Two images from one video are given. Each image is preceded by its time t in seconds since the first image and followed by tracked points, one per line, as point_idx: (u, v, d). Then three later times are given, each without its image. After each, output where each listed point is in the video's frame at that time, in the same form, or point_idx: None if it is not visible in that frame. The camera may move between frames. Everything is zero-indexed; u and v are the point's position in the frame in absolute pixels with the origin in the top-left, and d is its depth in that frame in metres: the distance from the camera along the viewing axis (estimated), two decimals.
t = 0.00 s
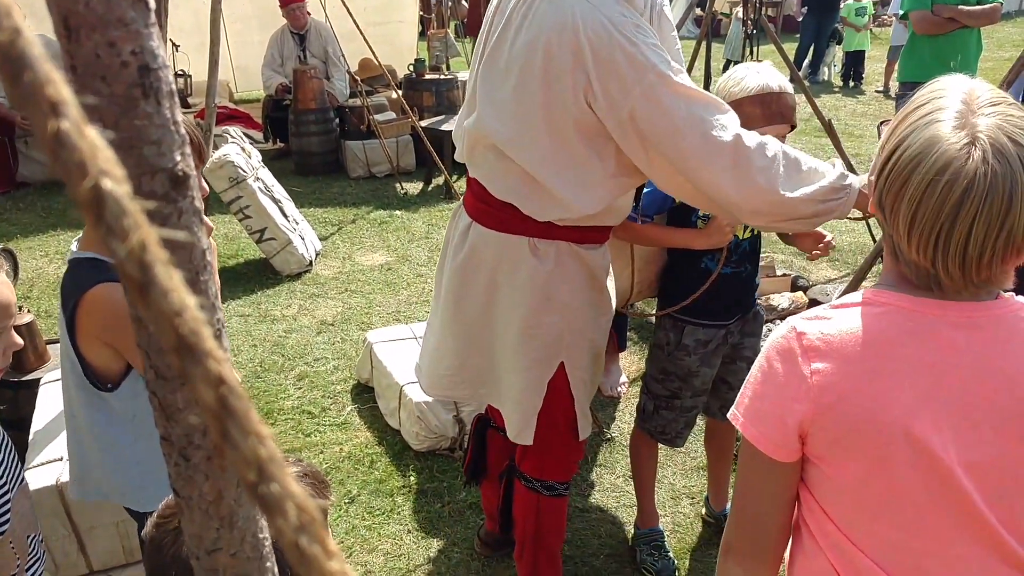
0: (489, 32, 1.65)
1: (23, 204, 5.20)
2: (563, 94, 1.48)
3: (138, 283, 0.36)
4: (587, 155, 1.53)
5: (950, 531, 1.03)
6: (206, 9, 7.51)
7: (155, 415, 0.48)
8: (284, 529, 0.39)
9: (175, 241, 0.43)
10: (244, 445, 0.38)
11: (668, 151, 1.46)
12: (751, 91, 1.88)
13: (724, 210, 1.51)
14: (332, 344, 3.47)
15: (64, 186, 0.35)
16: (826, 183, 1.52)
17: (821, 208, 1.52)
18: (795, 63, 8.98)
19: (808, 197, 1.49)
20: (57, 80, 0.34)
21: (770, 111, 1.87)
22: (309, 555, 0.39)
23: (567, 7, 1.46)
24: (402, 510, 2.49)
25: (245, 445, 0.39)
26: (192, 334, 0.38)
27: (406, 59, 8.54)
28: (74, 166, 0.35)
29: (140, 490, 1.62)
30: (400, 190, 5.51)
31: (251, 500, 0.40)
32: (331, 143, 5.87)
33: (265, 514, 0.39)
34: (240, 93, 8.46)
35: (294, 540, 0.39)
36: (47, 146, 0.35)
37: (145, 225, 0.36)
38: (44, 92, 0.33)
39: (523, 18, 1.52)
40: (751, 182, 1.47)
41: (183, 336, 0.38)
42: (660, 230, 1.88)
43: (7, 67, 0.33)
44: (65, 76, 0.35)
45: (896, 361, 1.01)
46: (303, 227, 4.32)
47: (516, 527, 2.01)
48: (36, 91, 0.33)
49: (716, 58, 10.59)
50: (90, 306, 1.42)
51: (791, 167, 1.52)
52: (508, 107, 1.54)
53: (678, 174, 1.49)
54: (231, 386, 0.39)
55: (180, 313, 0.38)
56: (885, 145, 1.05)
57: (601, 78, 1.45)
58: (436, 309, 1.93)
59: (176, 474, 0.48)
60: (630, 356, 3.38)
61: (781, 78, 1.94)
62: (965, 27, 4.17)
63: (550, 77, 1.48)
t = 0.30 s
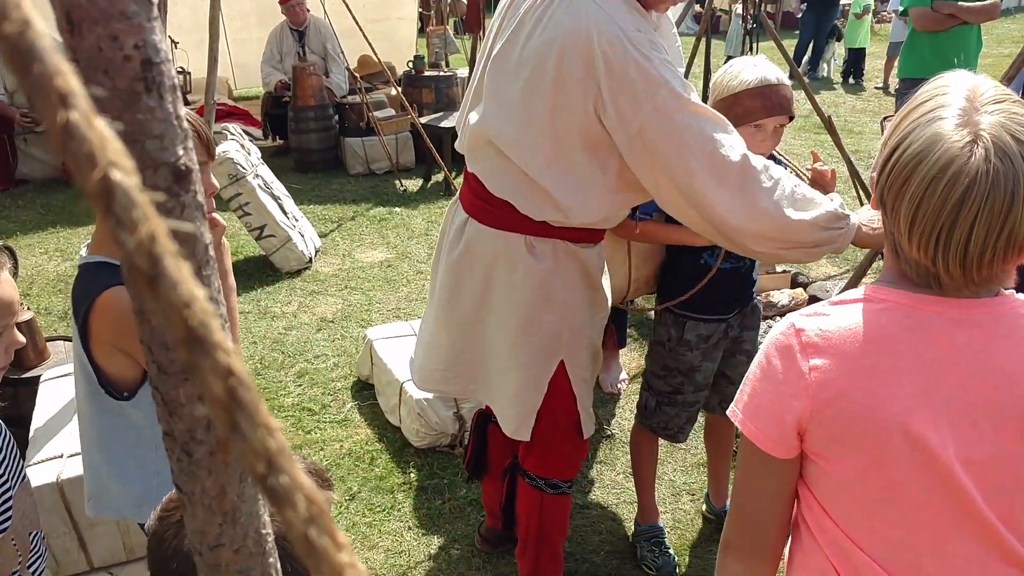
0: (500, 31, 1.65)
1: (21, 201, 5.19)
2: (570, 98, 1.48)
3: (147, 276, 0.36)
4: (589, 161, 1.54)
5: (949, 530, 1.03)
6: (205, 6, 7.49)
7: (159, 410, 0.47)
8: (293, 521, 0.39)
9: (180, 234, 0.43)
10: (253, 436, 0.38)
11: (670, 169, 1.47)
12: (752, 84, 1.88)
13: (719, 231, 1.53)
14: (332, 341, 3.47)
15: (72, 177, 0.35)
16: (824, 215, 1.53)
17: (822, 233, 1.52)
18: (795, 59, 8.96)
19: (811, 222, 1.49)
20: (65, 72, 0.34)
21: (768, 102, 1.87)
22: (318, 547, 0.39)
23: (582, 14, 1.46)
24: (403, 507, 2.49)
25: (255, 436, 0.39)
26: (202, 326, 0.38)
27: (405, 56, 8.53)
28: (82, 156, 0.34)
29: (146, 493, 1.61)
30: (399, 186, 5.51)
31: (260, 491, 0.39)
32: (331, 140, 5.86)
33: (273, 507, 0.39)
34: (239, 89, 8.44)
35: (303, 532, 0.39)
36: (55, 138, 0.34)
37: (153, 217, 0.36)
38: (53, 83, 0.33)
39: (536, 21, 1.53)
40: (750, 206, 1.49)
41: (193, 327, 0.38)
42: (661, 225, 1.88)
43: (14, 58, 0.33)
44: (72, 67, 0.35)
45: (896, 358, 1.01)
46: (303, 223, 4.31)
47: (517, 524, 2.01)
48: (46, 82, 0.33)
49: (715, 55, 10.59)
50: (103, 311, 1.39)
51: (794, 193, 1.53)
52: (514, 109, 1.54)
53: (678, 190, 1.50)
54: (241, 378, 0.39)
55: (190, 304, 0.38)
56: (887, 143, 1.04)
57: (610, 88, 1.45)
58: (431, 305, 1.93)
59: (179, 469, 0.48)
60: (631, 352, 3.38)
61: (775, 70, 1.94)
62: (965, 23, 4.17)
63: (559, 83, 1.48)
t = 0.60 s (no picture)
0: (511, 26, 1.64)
1: (20, 199, 5.19)
2: (570, 105, 1.48)
3: (144, 271, 0.36)
4: (583, 171, 1.55)
5: (946, 528, 1.03)
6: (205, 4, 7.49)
7: (157, 408, 0.47)
8: (290, 519, 0.38)
9: (179, 230, 0.43)
10: (250, 432, 0.38)
11: (655, 193, 1.49)
12: (752, 79, 1.89)
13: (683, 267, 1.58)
14: (332, 339, 3.47)
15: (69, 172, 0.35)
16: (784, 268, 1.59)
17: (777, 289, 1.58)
18: (795, 56, 8.95)
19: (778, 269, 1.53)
20: (61, 65, 0.34)
21: (771, 97, 1.87)
22: (315, 545, 0.39)
23: (592, 23, 1.45)
24: (403, 504, 2.49)
25: (252, 433, 0.38)
26: (198, 321, 0.38)
27: (405, 53, 8.52)
28: (78, 150, 0.34)
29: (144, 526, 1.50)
30: (399, 184, 5.51)
31: (258, 488, 0.39)
32: (331, 138, 5.86)
33: (271, 502, 0.38)
34: (239, 87, 8.44)
35: (301, 529, 0.38)
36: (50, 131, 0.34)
37: (150, 212, 0.36)
38: (48, 76, 0.33)
39: (545, 23, 1.52)
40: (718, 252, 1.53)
41: (189, 322, 0.37)
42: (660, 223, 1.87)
43: (10, 54, 0.33)
44: (69, 62, 0.35)
45: (893, 355, 1.01)
46: (303, 221, 4.31)
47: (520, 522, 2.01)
48: (41, 76, 0.33)
49: (715, 52, 10.58)
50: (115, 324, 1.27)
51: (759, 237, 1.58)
52: (515, 111, 1.54)
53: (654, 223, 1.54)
54: (238, 374, 0.38)
55: (186, 300, 0.37)
56: (885, 139, 1.04)
57: (609, 104, 1.45)
58: (428, 300, 1.93)
59: (178, 466, 0.48)
60: (631, 349, 3.38)
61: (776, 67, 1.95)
62: (965, 19, 4.16)
63: (561, 90, 1.48)
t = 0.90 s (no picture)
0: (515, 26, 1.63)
1: (18, 194, 5.17)
2: (572, 107, 1.48)
3: (139, 266, 0.35)
4: (583, 174, 1.54)
5: (944, 523, 1.02)
6: None
7: (156, 404, 0.47)
8: (289, 522, 0.38)
9: (177, 225, 0.43)
10: (248, 433, 0.37)
11: (652, 201, 1.49)
12: (749, 78, 1.88)
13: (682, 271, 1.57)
14: (330, 336, 3.46)
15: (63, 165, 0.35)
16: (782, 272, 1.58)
17: (777, 291, 1.57)
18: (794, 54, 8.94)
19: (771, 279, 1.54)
20: (53, 56, 0.33)
21: (766, 94, 1.87)
22: (315, 548, 0.38)
23: (597, 28, 1.45)
24: (402, 501, 2.49)
25: (252, 433, 0.38)
26: (194, 318, 0.37)
27: (403, 50, 8.50)
28: (72, 141, 0.34)
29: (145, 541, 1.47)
30: (398, 181, 5.50)
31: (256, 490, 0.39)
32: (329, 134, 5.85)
33: (269, 505, 0.38)
34: (237, 83, 8.42)
35: (300, 533, 0.38)
36: (44, 123, 0.34)
37: (145, 204, 0.35)
38: (41, 66, 0.33)
39: (551, 25, 1.51)
40: (718, 255, 1.53)
41: (185, 319, 0.36)
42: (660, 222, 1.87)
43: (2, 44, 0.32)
44: (62, 52, 0.34)
45: (891, 352, 1.00)
46: (301, 218, 4.30)
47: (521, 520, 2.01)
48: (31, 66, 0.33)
49: (714, 50, 10.57)
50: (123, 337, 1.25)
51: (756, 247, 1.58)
52: (517, 112, 1.53)
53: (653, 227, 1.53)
54: (236, 372, 0.38)
55: (183, 296, 0.36)
56: (881, 136, 1.04)
57: (611, 108, 1.45)
58: (428, 297, 1.92)
59: (176, 464, 0.48)
60: (630, 347, 3.38)
61: (771, 65, 1.95)
62: (964, 17, 4.15)
63: (564, 94, 1.48)
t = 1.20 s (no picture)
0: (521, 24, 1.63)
1: (16, 189, 5.17)
2: (577, 108, 1.47)
3: (130, 263, 0.35)
4: (583, 175, 1.54)
5: (941, 518, 1.02)
6: None
7: (150, 402, 0.47)
8: (282, 520, 0.38)
9: (171, 222, 0.42)
10: (240, 431, 0.37)
11: (653, 207, 1.49)
12: (741, 76, 1.87)
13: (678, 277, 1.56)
14: (329, 332, 3.46)
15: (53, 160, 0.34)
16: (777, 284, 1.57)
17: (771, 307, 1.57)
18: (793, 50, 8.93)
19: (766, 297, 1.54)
20: (43, 49, 0.33)
21: (760, 95, 1.86)
22: (308, 547, 0.38)
23: (606, 31, 1.44)
24: (401, 497, 2.49)
25: (244, 432, 0.37)
26: (185, 314, 0.36)
27: (402, 45, 8.49)
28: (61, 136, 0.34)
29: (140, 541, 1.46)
30: (397, 177, 5.49)
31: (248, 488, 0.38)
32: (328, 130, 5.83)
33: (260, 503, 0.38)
34: (236, 79, 8.40)
35: (292, 532, 0.38)
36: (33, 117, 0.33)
37: (136, 200, 0.35)
38: (30, 59, 0.33)
39: (559, 25, 1.50)
40: (715, 263, 1.52)
41: (176, 316, 0.36)
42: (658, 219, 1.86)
43: None
44: (51, 46, 0.34)
45: (889, 347, 1.00)
46: (300, 214, 4.29)
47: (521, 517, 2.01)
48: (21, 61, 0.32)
49: (714, 46, 10.56)
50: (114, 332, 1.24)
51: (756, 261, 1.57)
52: (519, 111, 1.53)
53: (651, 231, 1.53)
54: (228, 370, 0.37)
55: (174, 293, 0.36)
56: (877, 131, 1.04)
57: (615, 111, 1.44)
58: (427, 292, 1.93)
59: (170, 462, 0.47)
60: (629, 343, 3.38)
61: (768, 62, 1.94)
62: (963, 13, 4.14)
63: (568, 95, 1.48)
